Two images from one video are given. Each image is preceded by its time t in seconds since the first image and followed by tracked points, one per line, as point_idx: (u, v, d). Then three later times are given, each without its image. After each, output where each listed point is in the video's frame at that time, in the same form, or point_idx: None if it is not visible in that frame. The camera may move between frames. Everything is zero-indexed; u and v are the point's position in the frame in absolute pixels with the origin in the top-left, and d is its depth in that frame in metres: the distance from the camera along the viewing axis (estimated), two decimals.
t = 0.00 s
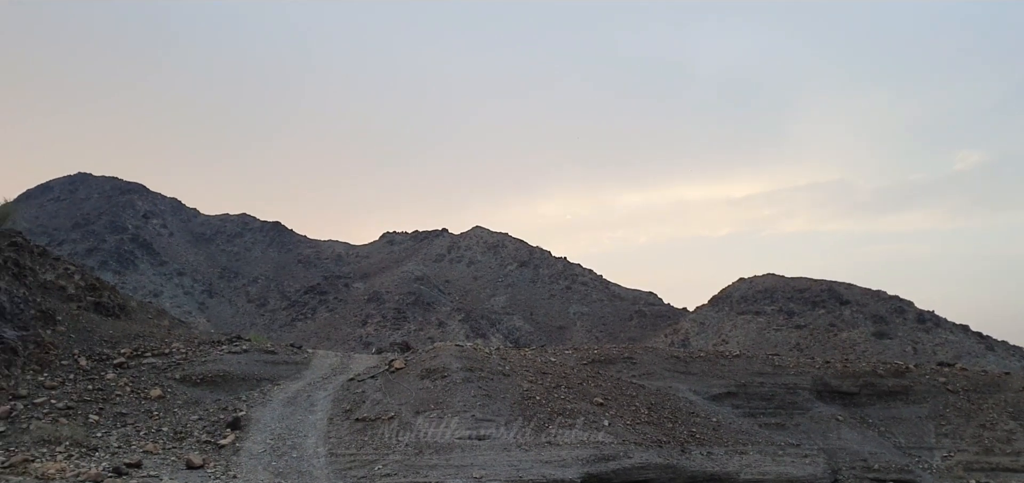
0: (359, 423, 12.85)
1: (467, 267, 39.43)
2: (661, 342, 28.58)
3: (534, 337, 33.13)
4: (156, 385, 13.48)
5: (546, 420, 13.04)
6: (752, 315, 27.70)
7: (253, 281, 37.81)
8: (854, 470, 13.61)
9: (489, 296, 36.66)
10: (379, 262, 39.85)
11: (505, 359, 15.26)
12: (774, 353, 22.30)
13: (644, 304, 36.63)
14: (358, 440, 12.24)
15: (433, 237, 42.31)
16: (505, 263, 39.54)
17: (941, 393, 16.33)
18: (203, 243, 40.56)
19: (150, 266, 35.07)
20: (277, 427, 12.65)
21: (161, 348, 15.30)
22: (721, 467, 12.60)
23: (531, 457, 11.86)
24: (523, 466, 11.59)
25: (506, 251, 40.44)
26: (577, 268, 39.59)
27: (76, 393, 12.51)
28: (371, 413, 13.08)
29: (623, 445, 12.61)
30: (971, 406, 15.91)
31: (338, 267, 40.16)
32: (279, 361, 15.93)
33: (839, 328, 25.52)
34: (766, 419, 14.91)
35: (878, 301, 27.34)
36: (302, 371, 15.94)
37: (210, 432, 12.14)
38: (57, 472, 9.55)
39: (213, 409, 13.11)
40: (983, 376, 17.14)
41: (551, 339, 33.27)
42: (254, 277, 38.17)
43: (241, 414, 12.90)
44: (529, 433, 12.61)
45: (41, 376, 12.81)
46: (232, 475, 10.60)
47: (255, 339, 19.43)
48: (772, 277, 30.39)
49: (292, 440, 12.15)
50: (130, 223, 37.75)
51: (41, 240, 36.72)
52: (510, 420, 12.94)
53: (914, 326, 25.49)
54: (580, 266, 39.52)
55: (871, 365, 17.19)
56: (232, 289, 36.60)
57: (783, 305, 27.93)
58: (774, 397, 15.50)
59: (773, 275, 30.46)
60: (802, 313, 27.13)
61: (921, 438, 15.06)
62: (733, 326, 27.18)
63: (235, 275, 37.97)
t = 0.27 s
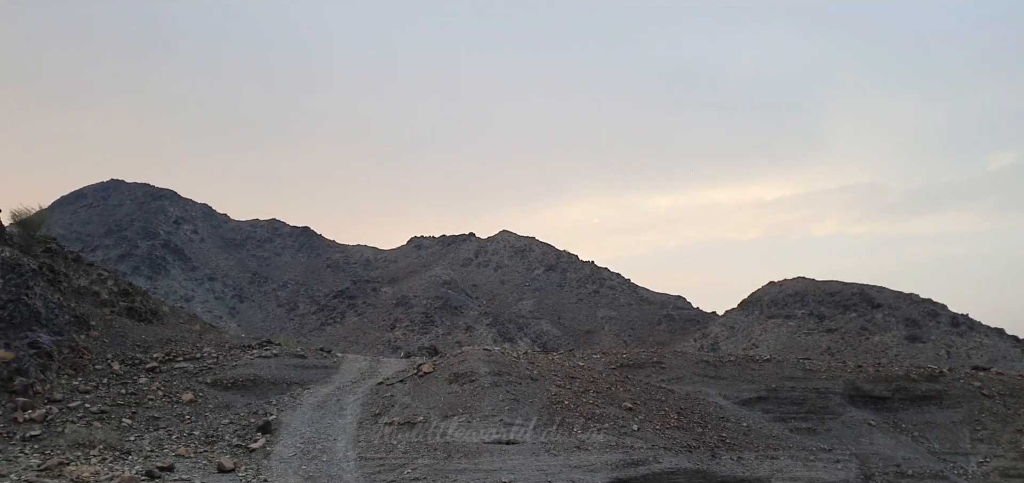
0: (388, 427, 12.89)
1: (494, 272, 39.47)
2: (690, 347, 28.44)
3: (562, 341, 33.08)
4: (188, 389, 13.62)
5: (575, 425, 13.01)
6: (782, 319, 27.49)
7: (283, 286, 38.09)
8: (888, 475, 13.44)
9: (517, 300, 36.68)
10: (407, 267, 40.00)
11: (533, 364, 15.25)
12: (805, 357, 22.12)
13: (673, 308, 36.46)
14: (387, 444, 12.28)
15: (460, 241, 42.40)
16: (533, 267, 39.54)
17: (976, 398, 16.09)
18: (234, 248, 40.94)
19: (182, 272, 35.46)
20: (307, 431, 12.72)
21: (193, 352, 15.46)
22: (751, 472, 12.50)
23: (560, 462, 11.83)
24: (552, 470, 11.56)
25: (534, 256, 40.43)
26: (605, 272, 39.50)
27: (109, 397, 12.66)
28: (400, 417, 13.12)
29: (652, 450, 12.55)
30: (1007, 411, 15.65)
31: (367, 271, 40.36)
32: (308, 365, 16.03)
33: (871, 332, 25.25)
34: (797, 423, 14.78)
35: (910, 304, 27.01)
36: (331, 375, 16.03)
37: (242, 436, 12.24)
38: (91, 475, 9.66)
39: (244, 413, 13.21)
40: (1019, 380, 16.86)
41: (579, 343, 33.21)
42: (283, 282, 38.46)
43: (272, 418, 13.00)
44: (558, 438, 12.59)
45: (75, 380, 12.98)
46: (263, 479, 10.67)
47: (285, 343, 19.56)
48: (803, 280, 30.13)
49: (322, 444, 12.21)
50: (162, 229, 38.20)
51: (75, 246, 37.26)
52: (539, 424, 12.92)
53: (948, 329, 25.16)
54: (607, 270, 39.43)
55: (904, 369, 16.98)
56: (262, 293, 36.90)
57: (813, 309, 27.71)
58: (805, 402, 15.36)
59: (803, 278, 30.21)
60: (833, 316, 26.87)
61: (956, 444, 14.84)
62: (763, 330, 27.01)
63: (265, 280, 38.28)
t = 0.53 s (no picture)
0: (426, 433, 12.93)
1: (530, 277, 39.46)
2: (729, 352, 28.20)
3: (599, 347, 32.96)
4: (228, 395, 13.77)
5: (613, 431, 12.95)
6: (822, 324, 27.18)
7: (321, 292, 38.41)
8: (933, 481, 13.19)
9: (553, 305, 36.64)
10: (444, 273, 40.13)
11: (570, 370, 15.21)
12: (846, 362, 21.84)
13: (711, 313, 36.17)
14: (425, 449, 12.31)
15: (496, 247, 42.46)
16: (569, 273, 39.47)
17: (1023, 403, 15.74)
18: (272, 255, 41.39)
19: (222, 279, 35.93)
20: (346, 437, 12.80)
21: (233, 358, 15.63)
22: (792, 479, 12.33)
23: (598, 468, 11.77)
24: (590, 476, 11.50)
25: (570, 261, 40.35)
26: (642, 277, 39.31)
27: (151, 403, 12.85)
28: (438, 423, 13.15)
29: (691, 457, 12.44)
30: None
31: (403, 277, 40.57)
32: (346, 371, 16.13)
33: (913, 337, 24.84)
34: (838, 430, 14.57)
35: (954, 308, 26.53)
36: (369, 381, 16.12)
37: (281, 442, 12.35)
38: (135, 479, 9.81)
39: (283, 419, 13.33)
40: None
41: (616, 349, 33.07)
42: (321, 288, 38.79)
43: (311, 424, 13.09)
44: (596, 444, 12.53)
45: (119, 386, 13.20)
46: None
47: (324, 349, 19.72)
48: (843, 285, 29.74)
49: (361, 449, 12.28)
50: (202, 236, 38.75)
51: (118, 255, 37.91)
52: (577, 430, 12.87)
53: (993, 333, 24.67)
54: (644, 275, 39.24)
55: (948, 374, 16.67)
56: (301, 300, 37.23)
57: (854, 313, 27.34)
58: (847, 407, 15.14)
59: (844, 282, 29.81)
60: (875, 321, 26.48)
61: (1003, 450, 14.53)
62: (803, 335, 26.72)
63: (303, 286, 38.64)
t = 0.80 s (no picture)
0: (455, 437, 12.94)
1: (557, 281, 39.41)
2: (758, 356, 27.98)
3: (627, 351, 32.84)
4: (259, 399, 13.88)
5: (642, 435, 12.88)
6: (853, 328, 26.90)
7: (350, 297, 38.61)
8: None
9: (581, 309, 36.57)
10: (471, 277, 40.19)
11: (598, 374, 15.16)
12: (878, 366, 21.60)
13: (740, 316, 35.91)
14: (454, 453, 12.32)
15: (523, 250, 42.46)
16: (596, 276, 39.37)
17: None
18: (301, 259, 41.70)
19: (252, 283, 36.25)
20: (375, 440, 12.84)
21: (263, 362, 15.76)
22: None
23: (628, 472, 11.71)
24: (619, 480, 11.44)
25: (597, 265, 40.24)
26: (670, 280, 39.11)
27: (183, 407, 12.98)
28: (466, 427, 13.16)
29: (721, 461, 12.35)
30: None
31: (431, 281, 40.69)
32: (375, 375, 16.20)
33: (947, 340, 24.50)
34: (871, 434, 14.40)
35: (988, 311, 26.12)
36: (398, 384, 16.17)
37: (311, 445, 12.41)
38: None
39: (313, 422, 13.40)
40: None
41: (645, 353, 32.93)
42: (350, 293, 39.01)
43: (340, 428, 13.15)
44: (625, 448, 12.48)
45: (152, 390, 13.34)
46: None
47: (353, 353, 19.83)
48: (874, 287, 29.40)
49: (390, 453, 12.31)
50: (232, 241, 39.13)
51: (150, 260, 38.38)
52: (606, 435, 12.83)
53: None
54: (672, 279, 39.04)
55: (983, 378, 16.42)
56: (330, 304, 37.45)
57: (885, 316, 27.02)
58: (879, 412, 14.96)
59: (875, 285, 29.47)
60: (907, 324, 26.15)
61: None
62: (834, 339, 26.50)
63: (332, 290, 38.88)
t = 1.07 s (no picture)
0: (485, 440, 12.95)
1: (586, 284, 39.33)
2: (790, 358, 27.73)
3: (657, 354, 32.69)
4: (291, 402, 13.98)
5: (673, 439, 12.81)
6: (887, 330, 26.60)
7: (380, 300, 38.80)
8: None
9: (610, 312, 36.46)
10: (500, 279, 40.22)
11: (628, 377, 15.10)
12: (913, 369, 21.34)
13: (771, 319, 35.61)
14: (484, 456, 12.32)
15: (552, 253, 42.42)
16: (625, 279, 39.23)
17: None
18: (332, 263, 41.96)
19: (283, 287, 36.54)
20: (406, 443, 12.88)
21: (295, 366, 15.87)
22: None
23: (659, 476, 11.65)
24: None
25: (626, 267, 40.10)
26: (700, 282, 38.88)
27: (216, 410, 13.10)
28: (497, 430, 13.17)
29: (754, 465, 12.25)
30: None
31: (460, 285, 40.77)
32: (405, 378, 16.25)
33: (983, 342, 24.13)
34: (906, 437, 14.21)
35: None
36: (427, 387, 16.22)
37: (342, 448, 12.48)
38: None
39: (344, 425, 13.47)
40: None
41: (675, 355, 32.76)
42: (379, 296, 39.19)
43: (371, 431, 13.21)
44: (656, 452, 12.41)
45: (185, 394, 13.49)
46: None
47: (383, 356, 19.93)
48: (908, 289, 29.02)
49: (421, 456, 12.35)
50: (263, 246, 39.47)
51: (183, 264, 38.82)
52: (636, 438, 12.77)
53: None
54: (702, 281, 38.81)
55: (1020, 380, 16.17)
56: (360, 308, 37.66)
57: (920, 318, 26.66)
58: (915, 415, 14.76)
59: (909, 287, 29.09)
60: (942, 326, 25.78)
61: None
62: (868, 341, 26.30)
63: (362, 294, 39.09)
